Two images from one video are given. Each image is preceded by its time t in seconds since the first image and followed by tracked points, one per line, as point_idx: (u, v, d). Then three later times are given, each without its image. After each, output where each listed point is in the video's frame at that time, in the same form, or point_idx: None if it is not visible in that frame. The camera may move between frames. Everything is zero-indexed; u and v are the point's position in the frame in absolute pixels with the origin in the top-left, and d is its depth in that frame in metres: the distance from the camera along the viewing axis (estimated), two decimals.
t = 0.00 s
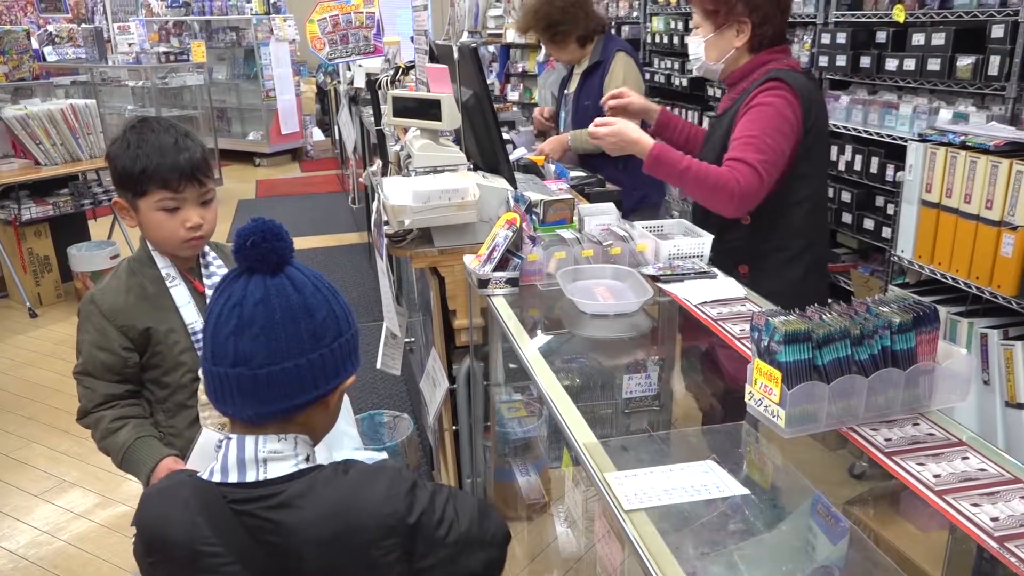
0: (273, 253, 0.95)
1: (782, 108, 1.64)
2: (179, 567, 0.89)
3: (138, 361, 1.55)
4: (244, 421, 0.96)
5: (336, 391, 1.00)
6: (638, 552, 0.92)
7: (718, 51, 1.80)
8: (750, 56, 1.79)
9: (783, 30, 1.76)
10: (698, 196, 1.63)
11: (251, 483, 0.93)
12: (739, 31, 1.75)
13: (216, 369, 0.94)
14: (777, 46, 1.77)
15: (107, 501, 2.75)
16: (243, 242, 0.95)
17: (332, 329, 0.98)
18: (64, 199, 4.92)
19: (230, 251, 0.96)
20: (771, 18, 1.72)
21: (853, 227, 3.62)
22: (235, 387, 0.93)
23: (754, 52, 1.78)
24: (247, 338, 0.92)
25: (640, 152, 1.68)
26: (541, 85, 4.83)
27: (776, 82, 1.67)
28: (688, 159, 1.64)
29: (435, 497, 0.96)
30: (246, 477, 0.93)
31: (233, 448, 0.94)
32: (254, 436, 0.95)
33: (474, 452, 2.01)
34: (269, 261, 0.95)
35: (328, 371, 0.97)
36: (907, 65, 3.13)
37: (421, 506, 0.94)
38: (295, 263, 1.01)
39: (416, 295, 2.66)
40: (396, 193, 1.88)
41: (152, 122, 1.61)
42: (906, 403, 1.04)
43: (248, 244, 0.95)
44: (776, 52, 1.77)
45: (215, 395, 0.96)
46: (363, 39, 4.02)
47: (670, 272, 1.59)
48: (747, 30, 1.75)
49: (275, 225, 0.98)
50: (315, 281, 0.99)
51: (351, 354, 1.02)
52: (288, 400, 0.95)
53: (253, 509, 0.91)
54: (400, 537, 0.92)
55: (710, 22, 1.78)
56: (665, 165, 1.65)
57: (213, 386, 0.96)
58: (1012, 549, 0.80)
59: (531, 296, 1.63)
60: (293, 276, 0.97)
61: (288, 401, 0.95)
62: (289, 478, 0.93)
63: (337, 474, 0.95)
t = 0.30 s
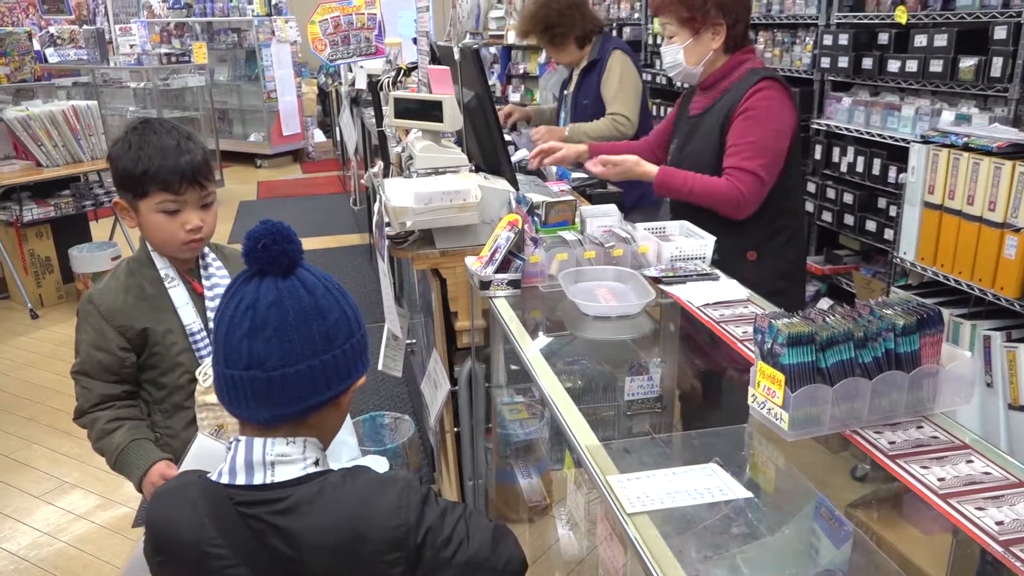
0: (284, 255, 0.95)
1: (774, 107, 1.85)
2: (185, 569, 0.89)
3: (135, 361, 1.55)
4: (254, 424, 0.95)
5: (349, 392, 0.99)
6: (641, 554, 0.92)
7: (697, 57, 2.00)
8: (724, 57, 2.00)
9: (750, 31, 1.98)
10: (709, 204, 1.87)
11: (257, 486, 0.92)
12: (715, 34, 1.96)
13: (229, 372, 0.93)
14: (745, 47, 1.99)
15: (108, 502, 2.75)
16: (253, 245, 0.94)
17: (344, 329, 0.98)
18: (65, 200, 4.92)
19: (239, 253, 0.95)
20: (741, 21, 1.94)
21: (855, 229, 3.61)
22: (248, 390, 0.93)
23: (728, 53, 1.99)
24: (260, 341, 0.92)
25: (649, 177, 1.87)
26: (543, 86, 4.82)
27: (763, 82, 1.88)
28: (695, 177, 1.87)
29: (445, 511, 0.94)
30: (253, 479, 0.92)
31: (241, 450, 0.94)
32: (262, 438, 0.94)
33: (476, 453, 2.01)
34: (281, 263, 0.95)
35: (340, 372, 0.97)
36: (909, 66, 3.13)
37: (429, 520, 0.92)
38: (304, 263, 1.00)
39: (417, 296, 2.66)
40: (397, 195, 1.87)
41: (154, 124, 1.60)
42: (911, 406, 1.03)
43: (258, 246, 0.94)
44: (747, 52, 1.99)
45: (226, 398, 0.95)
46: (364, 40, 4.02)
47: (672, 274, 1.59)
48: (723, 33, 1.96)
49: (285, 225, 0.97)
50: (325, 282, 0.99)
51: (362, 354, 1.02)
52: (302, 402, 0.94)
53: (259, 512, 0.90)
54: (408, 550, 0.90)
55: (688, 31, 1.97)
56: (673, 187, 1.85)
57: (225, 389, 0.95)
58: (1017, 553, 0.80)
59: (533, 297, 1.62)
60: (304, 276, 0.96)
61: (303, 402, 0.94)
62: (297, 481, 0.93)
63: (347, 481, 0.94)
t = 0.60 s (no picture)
0: (299, 255, 0.96)
1: (770, 111, 1.86)
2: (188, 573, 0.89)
3: (139, 364, 1.54)
4: (267, 422, 0.95)
5: (359, 392, 1.00)
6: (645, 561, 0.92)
7: (687, 62, 1.98)
8: (711, 62, 1.99)
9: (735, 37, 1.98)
10: (714, 208, 1.89)
11: (268, 487, 0.92)
12: (704, 39, 1.95)
13: (242, 370, 0.93)
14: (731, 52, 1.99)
15: (110, 505, 2.74)
16: (269, 246, 0.95)
17: (355, 329, 0.99)
18: (69, 203, 4.93)
19: (253, 254, 0.96)
20: (728, 25, 1.94)
21: (859, 234, 3.61)
22: (261, 387, 0.93)
23: (715, 58, 1.99)
24: (274, 339, 0.93)
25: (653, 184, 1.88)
26: (547, 90, 4.83)
27: (757, 87, 1.88)
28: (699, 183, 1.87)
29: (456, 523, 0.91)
30: (263, 481, 0.93)
31: (252, 451, 0.94)
32: (272, 440, 0.94)
33: (479, 458, 2.01)
34: (296, 263, 0.96)
35: (352, 372, 0.98)
36: (914, 72, 3.12)
37: (438, 530, 0.89)
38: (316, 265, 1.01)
39: (420, 300, 2.66)
40: (402, 199, 1.87)
41: (162, 127, 1.60)
42: (917, 412, 1.03)
43: (273, 246, 0.95)
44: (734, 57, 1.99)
45: (237, 396, 0.95)
46: (369, 44, 4.02)
47: (676, 279, 1.58)
48: (712, 37, 1.95)
49: (298, 228, 0.99)
50: (337, 283, 1.00)
51: (372, 355, 1.03)
52: (315, 400, 0.95)
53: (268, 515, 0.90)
54: (416, 558, 0.88)
55: (676, 36, 1.95)
56: (677, 193, 1.87)
57: (236, 387, 0.95)
58: None
59: (537, 302, 1.62)
60: (318, 277, 0.97)
61: (316, 400, 0.95)
62: (308, 483, 0.93)
63: (356, 485, 0.93)
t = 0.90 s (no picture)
0: (310, 258, 0.97)
1: (769, 118, 1.86)
2: None
3: (148, 371, 1.55)
4: (275, 423, 0.95)
5: (366, 395, 1.00)
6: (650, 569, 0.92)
7: (684, 67, 1.97)
8: (711, 70, 2.00)
9: (735, 46, 1.99)
10: (716, 215, 1.88)
11: (274, 494, 0.92)
12: (703, 47, 1.95)
13: (250, 371, 0.94)
14: (731, 60, 2.00)
15: (115, 512, 2.74)
16: (279, 250, 0.96)
17: (362, 334, 0.99)
18: (75, 210, 4.95)
19: (264, 258, 0.97)
20: (728, 33, 1.94)
21: (864, 241, 3.61)
22: (270, 387, 0.93)
23: (715, 66, 1.99)
24: (283, 339, 0.93)
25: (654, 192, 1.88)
26: (551, 97, 4.84)
27: (756, 94, 1.88)
28: (698, 190, 1.87)
29: (462, 525, 0.90)
30: (270, 487, 0.93)
31: (258, 458, 0.94)
32: (280, 446, 0.95)
33: (484, 465, 2.01)
34: (305, 266, 0.96)
35: (359, 375, 0.98)
36: (919, 79, 3.12)
37: (444, 534, 0.89)
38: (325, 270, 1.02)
39: (426, 307, 2.66)
40: (407, 206, 1.88)
41: (168, 135, 1.61)
42: (924, 420, 1.02)
43: (284, 251, 0.96)
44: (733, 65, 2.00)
45: (245, 397, 0.95)
46: (375, 52, 4.03)
47: (682, 285, 1.58)
48: (711, 45, 1.95)
49: (308, 234, 1.00)
50: (345, 288, 1.00)
51: (380, 359, 1.03)
52: (323, 402, 0.95)
53: (275, 522, 0.90)
54: (422, 562, 0.88)
55: (675, 43, 1.95)
56: (678, 201, 1.87)
57: (244, 389, 0.95)
58: None
59: (543, 309, 1.62)
60: (326, 281, 0.98)
61: (323, 402, 0.95)
62: (313, 490, 0.93)
63: (362, 492, 0.93)
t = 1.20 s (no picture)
0: (307, 266, 0.98)
1: (765, 128, 1.87)
2: None
3: (152, 379, 1.55)
4: (272, 429, 0.95)
5: (364, 403, 1.00)
6: None
7: (682, 80, 1.99)
8: (708, 79, 2.00)
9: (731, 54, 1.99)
10: (716, 226, 1.89)
11: (274, 506, 0.92)
12: (699, 57, 1.95)
13: (246, 379, 0.94)
14: (727, 69, 2.00)
15: (116, 519, 2.74)
16: (276, 258, 0.97)
17: (359, 341, 1.00)
18: (79, 217, 4.97)
19: (261, 267, 0.98)
20: (724, 42, 1.95)
21: (866, 250, 3.61)
22: (266, 394, 0.93)
23: (712, 75, 2.00)
24: (280, 346, 0.93)
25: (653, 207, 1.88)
26: (553, 106, 4.87)
27: (752, 104, 1.89)
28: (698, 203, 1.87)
29: (463, 534, 0.91)
30: (270, 499, 0.93)
31: (259, 469, 0.94)
32: (281, 457, 0.95)
33: (486, 473, 2.00)
34: (301, 275, 0.97)
35: (356, 382, 0.99)
36: (921, 88, 3.13)
37: (445, 543, 0.90)
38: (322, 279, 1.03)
39: (427, 315, 2.66)
40: (409, 214, 1.89)
41: (172, 142, 1.61)
42: (926, 429, 1.02)
43: (281, 259, 0.97)
44: (730, 74, 2.00)
45: (241, 405, 0.95)
46: (378, 60, 4.05)
47: (684, 294, 1.58)
48: (708, 55, 1.95)
49: (304, 244, 1.01)
50: (342, 297, 1.01)
51: (377, 368, 1.04)
52: (319, 408, 0.95)
53: (275, 534, 0.90)
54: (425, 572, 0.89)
55: (671, 55, 1.96)
56: (678, 214, 1.88)
57: (241, 396, 0.95)
58: None
59: (545, 318, 1.62)
60: (323, 289, 0.99)
61: (320, 408, 0.95)
62: (314, 501, 0.93)
63: (362, 503, 0.93)
